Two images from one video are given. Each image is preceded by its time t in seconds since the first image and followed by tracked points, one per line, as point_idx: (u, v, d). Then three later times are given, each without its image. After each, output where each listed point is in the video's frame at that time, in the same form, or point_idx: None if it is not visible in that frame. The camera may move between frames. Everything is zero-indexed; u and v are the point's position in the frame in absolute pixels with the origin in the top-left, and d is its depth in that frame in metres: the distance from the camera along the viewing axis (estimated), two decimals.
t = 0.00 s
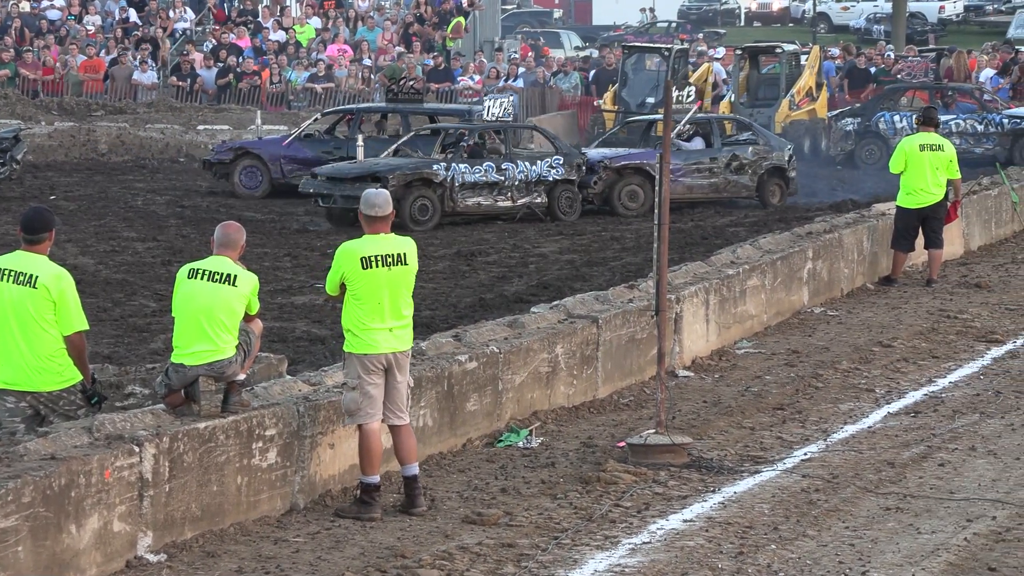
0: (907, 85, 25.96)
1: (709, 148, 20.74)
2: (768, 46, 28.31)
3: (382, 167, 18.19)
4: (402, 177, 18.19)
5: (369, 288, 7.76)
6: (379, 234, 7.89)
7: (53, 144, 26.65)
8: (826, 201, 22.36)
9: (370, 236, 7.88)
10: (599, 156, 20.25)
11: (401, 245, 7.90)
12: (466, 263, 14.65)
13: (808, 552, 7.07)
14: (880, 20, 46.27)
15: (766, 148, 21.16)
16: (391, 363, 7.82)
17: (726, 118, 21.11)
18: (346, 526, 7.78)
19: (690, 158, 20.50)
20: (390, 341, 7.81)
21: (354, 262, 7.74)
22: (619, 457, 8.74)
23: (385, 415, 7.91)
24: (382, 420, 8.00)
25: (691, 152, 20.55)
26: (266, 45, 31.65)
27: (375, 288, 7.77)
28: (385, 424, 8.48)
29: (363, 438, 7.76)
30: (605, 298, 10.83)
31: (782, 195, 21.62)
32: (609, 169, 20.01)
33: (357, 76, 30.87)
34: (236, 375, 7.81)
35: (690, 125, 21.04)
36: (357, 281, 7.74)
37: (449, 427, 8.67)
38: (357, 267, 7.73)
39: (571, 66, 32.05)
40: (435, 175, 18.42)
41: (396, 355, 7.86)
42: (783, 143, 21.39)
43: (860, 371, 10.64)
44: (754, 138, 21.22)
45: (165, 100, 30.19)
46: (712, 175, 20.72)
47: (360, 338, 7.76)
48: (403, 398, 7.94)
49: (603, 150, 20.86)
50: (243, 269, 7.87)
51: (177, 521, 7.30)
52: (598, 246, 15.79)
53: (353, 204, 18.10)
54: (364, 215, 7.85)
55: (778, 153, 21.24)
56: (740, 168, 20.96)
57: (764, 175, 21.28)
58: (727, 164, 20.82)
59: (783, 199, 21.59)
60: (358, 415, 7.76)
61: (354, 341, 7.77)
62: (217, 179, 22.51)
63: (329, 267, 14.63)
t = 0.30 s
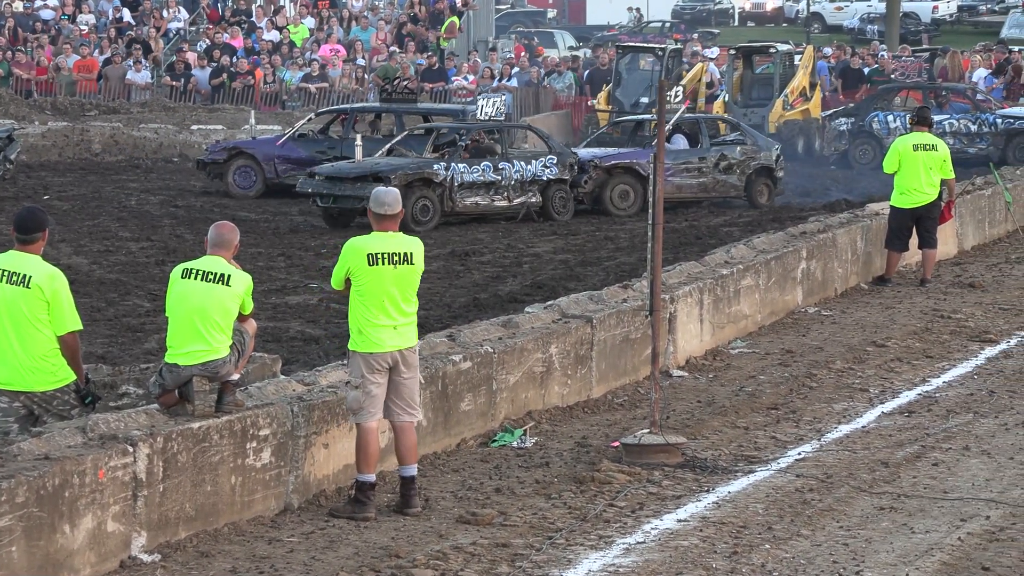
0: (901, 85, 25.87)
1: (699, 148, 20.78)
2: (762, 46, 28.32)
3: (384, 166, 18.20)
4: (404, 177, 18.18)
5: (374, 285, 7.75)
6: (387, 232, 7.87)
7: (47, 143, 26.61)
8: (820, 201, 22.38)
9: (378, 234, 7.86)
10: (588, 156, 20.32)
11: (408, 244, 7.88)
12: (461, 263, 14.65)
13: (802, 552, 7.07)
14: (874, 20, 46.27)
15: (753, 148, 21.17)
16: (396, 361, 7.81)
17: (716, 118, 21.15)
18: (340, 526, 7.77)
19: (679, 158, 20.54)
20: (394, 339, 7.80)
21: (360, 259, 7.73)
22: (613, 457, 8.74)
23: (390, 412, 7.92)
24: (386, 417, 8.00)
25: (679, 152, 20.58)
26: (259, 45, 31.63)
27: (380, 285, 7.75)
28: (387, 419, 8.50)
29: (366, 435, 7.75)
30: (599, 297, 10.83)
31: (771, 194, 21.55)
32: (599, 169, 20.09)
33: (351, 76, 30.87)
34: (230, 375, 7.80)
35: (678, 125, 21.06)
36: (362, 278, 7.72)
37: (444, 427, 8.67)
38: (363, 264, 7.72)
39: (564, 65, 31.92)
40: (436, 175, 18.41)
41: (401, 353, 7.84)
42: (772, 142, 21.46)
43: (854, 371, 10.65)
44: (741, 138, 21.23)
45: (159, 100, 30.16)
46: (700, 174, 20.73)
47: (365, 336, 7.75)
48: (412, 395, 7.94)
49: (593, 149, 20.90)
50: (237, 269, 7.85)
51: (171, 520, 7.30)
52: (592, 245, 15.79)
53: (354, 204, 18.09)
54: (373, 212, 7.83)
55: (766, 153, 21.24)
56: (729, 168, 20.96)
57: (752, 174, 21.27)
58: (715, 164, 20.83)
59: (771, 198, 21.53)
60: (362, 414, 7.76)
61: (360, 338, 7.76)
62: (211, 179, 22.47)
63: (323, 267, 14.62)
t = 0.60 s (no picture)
0: (902, 85, 25.91)
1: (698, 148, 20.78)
2: (763, 46, 28.23)
3: (383, 165, 18.21)
4: (403, 177, 18.17)
5: (386, 287, 7.75)
6: (400, 233, 7.86)
7: (47, 144, 26.61)
8: (820, 201, 22.38)
9: (391, 235, 7.86)
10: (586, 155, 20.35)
11: (420, 246, 7.87)
12: (461, 263, 14.64)
13: (803, 553, 7.07)
14: (874, 20, 46.30)
15: (751, 148, 21.19)
16: (407, 362, 7.82)
17: (715, 117, 21.13)
18: (341, 526, 7.77)
19: (679, 158, 20.53)
20: (407, 340, 7.80)
21: (372, 261, 7.73)
22: (614, 457, 8.75)
23: (398, 412, 7.93)
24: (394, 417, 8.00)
25: (678, 152, 20.57)
26: (260, 45, 31.63)
27: (393, 287, 7.75)
28: (388, 417, 8.49)
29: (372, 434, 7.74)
30: (600, 297, 10.84)
31: (768, 194, 21.60)
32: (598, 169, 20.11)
33: (351, 76, 30.88)
34: (231, 376, 7.80)
35: (676, 125, 21.04)
36: (374, 280, 7.72)
37: (444, 427, 8.66)
38: (375, 265, 7.72)
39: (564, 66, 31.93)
40: (434, 175, 18.41)
41: (413, 353, 7.85)
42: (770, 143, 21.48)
43: (855, 370, 10.65)
44: (739, 138, 21.23)
45: (159, 100, 30.17)
46: (699, 174, 20.72)
47: (377, 337, 7.75)
48: (422, 395, 7.95)
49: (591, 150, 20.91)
50: (238, 269, 7.85)
51: (171, 521, 7.30)
52: (593, 246, 15.79)
53: (353, 204, 18.09)
54: (385, 214, 7.83)
55: (764, 153, 21.26)
56: (727, 168, 20.95)
57: (751, 174, 21.29)
58: (713, 164, 20.82)
59: (769, 198, 21.58)
60: (368, 414, 7.76)
61: (372, 340, 7.77)
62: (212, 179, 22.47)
63: (324, 268, 14.62)
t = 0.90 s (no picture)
0: (902, 86, 25.94)
1: (699, 149, 20.77)
2: (764, 47, 28.19)
3: (384, 166, 18.23)
4: (404, 177, 18.19)
5: (391, 289, 7.75)
6: (404, 235, 7.86)
7: (48, 144, 26.61)
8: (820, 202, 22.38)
9: (395, 237, 7.86)
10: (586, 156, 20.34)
11: (425, 247, 7.87)
12: (462, 264, 14.64)
13: (804, 553, 7.07)
14: (875, 21, 46.29)
15: (752, 149, 21.19)
16: (412, 362, 7.81)
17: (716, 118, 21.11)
18: (342, 527, 7.76)
19: (680, 158, 20.54)
20: (411, 341, 7.79)
21: (376, 263, 7.74)
22: (615, 457, 8.75)
23: (402, 412, 7.92)
24: (398, 417, 7.99)
25: (679, 153, 20.58)
26: (260, 46, 31.63)
27: (398, 288, 7.75)
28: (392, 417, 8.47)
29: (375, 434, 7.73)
30: (601, 298, 10.84)
31: (769, 195, 21.60)
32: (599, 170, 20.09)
33: (352, 77, 30.88)
34: (233, 377, 7.80)
35: (677, 125, 21.02)
36: (379, 282, 7.73)
37: (445, 428, 8.67)
38: (380, 267, 7.73)
39: (565, 66, 32.28)
40: (434, 176, 18.41)
41: (418, 354, 7.84)
42: (770, 145, 21.47)
43: (856, 371, 10.65)
44: (740, 139, 21.23)
45: (160, 101, 30.17)
46: (700, 175, 20.72)
47: (382, 338, 7.76)
48: (426, 395, 7.94)
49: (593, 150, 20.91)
50: (239, 270, 7.85)
51: (172, 521, 7.30)
52: (594, 247, 15.79)
53: (353, 205, 18.09)
54: (389, 215, 7.82)
55: (765, 154, 21.26)
56: (728, 169, 20.95)
57: (752, 175, 21.29)
58: (714, 165, 20.81)
59: (770, 199, 21.59)
60: (373, 414, 7.77)
61: (377, 340, 7.77)
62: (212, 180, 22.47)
63: (325, 268, 14.62)
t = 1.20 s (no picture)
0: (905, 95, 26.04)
1: (703, 158, 20.75)
2: (766, 56, 28.20)
3: (388, 174, 18.23)
4: (407, 185, 18.22)
5: (390, 298, 7.75)
6: (404, 244, 7.87)
7: (52, 153, 26.62)
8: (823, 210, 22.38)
9: (395, 246, 7.86)
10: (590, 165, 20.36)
11: (425, 257, 7.87)
12: (465, 272, 14.64)
13: (808, 563, 7.06)
14: (879, 30, 46.24)
15: (756, 158, 21.18)
16: (409, 371, 7.81)
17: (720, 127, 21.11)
18: (346, 536, 7.75)
19: (684, 167, 20.51)
20: (409, 349, 7.79)
21: (376, 271, 7.74)
22: (619, 467, 8.75)
23: (402, 421, 7.92)
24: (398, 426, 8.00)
25: (683, 162, 20.56)
26: (264, 54, 31.67)
27: (396, 297, 7.75)
28: (394, 427, 8.47)
29: (376, 443, 7.73)
30: (605, 308, 10.84)
31: (773, 204, 21.56)
32: (603, 179, 20.12)
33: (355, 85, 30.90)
34: (236, 386, 7.79)
35: (681, 135, 21.01)
36: (378, 290, 7.73)
37: (448, 437, 8.67)
38: (379, 276, 7.73)
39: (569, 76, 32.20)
40: (438, 184, 18.43)
41: (415, 363, 7.84)
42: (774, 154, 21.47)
43: (859, 381, 10.64)
44: (743, 148, 21.23)
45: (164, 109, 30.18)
46: (703, 183, 20.71)
47: (380, 346, 7.76)
48: (425, 405, 7.94)
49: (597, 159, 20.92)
50: (242, 279, 7.85)
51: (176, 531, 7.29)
52: (597, 255, 15.79)
53: (357, 214, 18.08)
54: (389, 224, 7.83)
55: (768, 163, 21.24)
56: (731, 177, 20.95)
57: (755, 184, 21.28)
58: (717, 174, 20.82)
59: (774, 208, 21.54)
60: (374, 423, 7.76)
61: (374, 348, 7.77)
62: (216, 188, 22.48)
63: (328, 277, 14.63)
